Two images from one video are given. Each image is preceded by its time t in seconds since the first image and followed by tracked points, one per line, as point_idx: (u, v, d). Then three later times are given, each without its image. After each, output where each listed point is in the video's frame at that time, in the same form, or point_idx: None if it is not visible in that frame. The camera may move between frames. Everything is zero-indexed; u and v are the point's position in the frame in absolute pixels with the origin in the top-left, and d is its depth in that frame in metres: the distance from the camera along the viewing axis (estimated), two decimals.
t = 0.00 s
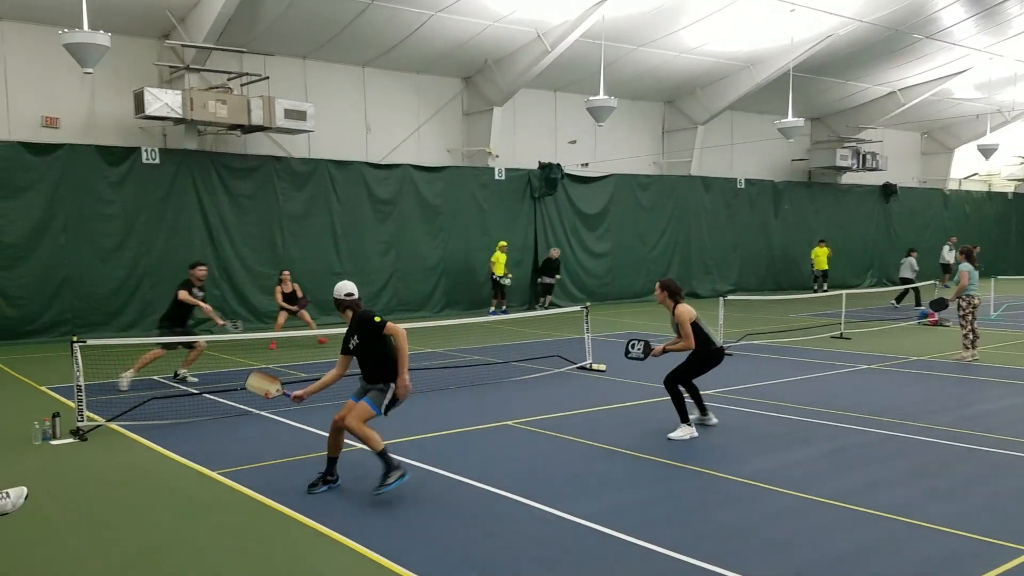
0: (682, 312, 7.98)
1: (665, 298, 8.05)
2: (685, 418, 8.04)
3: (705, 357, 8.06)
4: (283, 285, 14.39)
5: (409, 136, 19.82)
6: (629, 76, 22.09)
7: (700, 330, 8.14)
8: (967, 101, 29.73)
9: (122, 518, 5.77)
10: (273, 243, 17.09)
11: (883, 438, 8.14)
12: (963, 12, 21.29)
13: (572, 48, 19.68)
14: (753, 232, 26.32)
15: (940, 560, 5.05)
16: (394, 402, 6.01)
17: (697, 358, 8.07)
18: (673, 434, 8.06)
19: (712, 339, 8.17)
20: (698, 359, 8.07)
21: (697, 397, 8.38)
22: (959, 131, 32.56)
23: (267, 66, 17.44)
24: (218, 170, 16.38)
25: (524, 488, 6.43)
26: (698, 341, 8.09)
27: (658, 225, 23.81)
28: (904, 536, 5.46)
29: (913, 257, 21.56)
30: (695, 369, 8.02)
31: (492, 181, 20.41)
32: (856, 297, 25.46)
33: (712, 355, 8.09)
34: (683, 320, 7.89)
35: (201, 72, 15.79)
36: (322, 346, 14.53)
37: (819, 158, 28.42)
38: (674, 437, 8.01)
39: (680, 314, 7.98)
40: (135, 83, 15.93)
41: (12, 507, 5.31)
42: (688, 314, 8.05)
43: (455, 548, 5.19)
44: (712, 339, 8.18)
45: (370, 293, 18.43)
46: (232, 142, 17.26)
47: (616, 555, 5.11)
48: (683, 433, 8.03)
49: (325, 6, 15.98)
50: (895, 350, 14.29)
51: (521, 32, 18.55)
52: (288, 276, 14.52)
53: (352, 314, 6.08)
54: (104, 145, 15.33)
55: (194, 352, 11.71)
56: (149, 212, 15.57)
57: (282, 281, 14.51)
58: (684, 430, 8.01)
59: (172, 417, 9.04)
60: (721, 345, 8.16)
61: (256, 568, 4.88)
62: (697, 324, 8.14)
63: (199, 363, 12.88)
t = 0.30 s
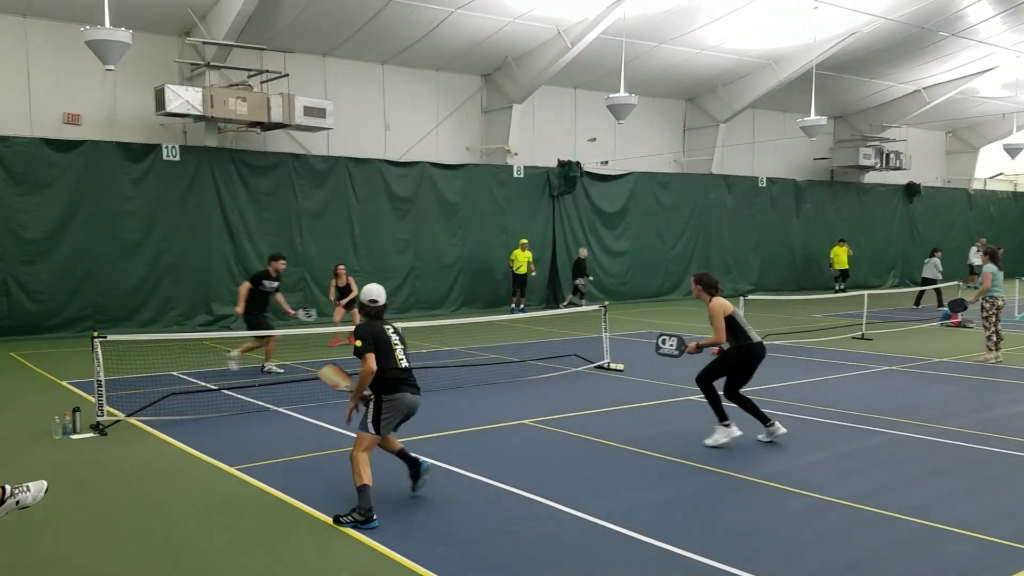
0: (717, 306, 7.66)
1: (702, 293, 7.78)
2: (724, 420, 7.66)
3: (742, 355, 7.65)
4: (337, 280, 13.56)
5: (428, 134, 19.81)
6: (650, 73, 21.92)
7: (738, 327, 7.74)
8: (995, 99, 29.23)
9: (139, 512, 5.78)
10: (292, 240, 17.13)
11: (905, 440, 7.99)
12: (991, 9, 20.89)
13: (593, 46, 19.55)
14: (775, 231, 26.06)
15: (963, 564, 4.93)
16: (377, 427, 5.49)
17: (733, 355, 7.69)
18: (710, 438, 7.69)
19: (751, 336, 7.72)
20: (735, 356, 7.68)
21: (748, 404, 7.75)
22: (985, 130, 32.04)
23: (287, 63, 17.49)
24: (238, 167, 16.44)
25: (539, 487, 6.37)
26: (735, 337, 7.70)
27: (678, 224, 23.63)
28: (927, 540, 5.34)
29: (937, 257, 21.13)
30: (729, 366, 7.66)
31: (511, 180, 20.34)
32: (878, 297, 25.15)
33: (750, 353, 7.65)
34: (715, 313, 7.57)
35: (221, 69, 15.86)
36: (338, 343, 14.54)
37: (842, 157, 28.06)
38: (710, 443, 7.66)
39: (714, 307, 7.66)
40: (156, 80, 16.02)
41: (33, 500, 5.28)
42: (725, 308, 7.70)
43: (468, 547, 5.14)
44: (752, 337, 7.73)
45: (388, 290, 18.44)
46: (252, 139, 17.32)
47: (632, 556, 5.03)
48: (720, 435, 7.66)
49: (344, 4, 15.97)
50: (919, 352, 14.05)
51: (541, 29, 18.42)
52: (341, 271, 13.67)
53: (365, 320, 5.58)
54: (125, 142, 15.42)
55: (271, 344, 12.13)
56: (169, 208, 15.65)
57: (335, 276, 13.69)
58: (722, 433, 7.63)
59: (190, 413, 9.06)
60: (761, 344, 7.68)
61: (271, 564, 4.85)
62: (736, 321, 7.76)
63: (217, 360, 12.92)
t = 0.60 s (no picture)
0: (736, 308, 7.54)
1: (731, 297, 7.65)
2: (761, 427, 7.21)
3: (757, 360, 7.43)
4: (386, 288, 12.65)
5: (443, 132, 19.73)
6: (667, 71, 21.75)
7: (757, 331, 7.53)
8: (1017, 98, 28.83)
9: (155, 509, 5.73)
10: (308, 238, 17.11)
11: (929, 440, 7.83)
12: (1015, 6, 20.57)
13: (610, 43, 19.40)
14: (792, 230, 25.83)
15: (990, 565, 4.80)
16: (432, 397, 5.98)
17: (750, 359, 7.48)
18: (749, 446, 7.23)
19: (772, 341, 7.46)
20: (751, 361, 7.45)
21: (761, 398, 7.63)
22: (1005, 128, 31.65)
23: (303, 61, 17.47)
24: (255, 165, 16.45)
25: (557, 485, 6.27)
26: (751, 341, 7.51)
27: (694, 222, 23.45)
28: (950, 539, 5.21)
29: (954, 256, 20.77)
30: (746, 370, 7.45)
31: (527, 178, 20.23)
32: (896, 296, 24.89)
33: (766, 357, 7.41)
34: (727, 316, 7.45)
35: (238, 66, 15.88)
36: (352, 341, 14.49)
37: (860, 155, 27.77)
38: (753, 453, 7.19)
39: (733, 309, 7.53)
40: (173, 77, 16.04)
41: (49, 497, 5.33)
42: (744, 311, 7.53)
43: (484, 545, 5.06)
44: (773, 342, 7.46)
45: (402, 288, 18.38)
46: (269, 137, 17.31)
47: (650, 554, 4.93)
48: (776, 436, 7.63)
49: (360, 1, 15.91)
50: (938, 351, 13.86)
51: (560, 26, 18.30)
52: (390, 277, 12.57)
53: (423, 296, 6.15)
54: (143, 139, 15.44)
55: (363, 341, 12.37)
56: (185, 205, 15.66)
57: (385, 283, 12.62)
58: (761, 440, 7.17)
59: (206, 410, 9.03)
60: (781, 348, 7.41)
61: (287, 562, 4.78)
62: (758, 324, 7.55)
63: (233, 357, 12.91)
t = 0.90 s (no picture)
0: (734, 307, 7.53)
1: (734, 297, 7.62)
2: (704, 417, 7.70)
3: (753, 358, 7.57)
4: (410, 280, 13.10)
5: (447, 131, 19.71)
6: (672, 70, 21.70)
7: (756, 333, 7.58)
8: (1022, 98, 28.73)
9: (160, 506, 5.73)
10: (312, 236, 17.11)
11: (930, 439, 7.80)
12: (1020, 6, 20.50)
13: (615, 42, 19.36)
14: (796, 229, 25.79)
15: (989, 565, 4.77)
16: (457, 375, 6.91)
17: (746, 356, 7.61)
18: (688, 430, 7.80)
19: (771, 342, 7.57)
20: (747, 358, 7.60)
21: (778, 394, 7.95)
22: (1009, 129, 31.55)
23: (309, 59, 17.46)
24: (259, 163, 16.45)
25: (557, 484, 6.26)
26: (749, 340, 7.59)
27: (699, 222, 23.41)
28: (953, 539, 5.18)
29: (958, 255, 20.67)
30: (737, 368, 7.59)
31: (531, 176, 20.21)
32: (900, 296, 24.82)
33: (762, 356, 7.56)
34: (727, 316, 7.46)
35: (243, 64, 15.87)
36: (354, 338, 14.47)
37: (864, 155, 27.73)
38: (691, 437, 7.74)
39: (732, 309, 7.54)
40: (178, 75, 16.04)
41: (51, 495, 5.41)
42: (744, 313, 7.55)
43: (485, 543, 5.04)
44: (771, 343, 7.57)
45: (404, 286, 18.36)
46: (274, 135, 17.34)
47: (652, 553, 4.91)
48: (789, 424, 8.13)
49: None
50: (941, 351, 13.82)
51: (565, 26, 18.30)
52: (417, 270, 13.07)
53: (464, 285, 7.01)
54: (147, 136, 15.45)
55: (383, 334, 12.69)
56: (190, 203, 15.67)
57: (409, 276, 13.13)
58: (698, 428, 7.72)
59: (210, 408, 9.03)
60: (780, 350, 7.53)
61: (290, 560, 4.77)
62: (757, 324, 7.59)
63: (235, 354, 12.91)
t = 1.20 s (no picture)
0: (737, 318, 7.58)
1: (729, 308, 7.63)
2: (704, 418, 7.65)
3: (755, 366, 7.61)
4: (421, 279, 13.12)
5: (448, 129, 19.68)
6: (674, 69, 21.68)
7: (760, 341, 7.68)
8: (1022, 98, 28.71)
9: (162, 505, 5.71)
10: (313, 234, 17.08)
11: (932, 438, 7.78)
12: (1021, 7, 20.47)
13: (616, 41, 19.32)
14: (796, 229, 25.77)
15: (991, 564, 4.75)
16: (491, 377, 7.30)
17: (748, 365, 7.64)
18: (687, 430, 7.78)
19: (771, 351, 7.68)
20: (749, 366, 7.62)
21: (774, 400, 7.90)
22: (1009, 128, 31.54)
23: (310, 57, 17.43)
24: (260, 161, 16.42)
25: (559, 483, 6.23)
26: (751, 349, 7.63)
27: (699, 221, 23.39)
28: (958, 538, 5.15)
29: (957, 255, 20.64)
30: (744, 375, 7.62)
31: (532, 175, 20.18)
32: (900, 295, 24.82)
33: (764, 364, 7.61)
34: (739, 325, 7.52)
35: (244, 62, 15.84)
36: (354, 337, 14.44)
37: (865, 155, 27.72)
38: (689, 434, 7.72)
39: (735, 320, 7.58)
40: (179, 73, 16.02)
41: (51, 494, 5.38)
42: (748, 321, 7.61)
43: (488, 542, 5.01)
44: (771, 352, 7.68)
45: (404, 284, 18.33)
46: (275, 133, 17.31)
47: (655, 552, 4.89)
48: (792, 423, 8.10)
49: None
50: (942, 350, 13.80)
51: (565, 25, 18.28)
52: (429, 269, 13.06)
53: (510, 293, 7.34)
54: (148, 135, 15.42)
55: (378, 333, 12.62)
56: (191, 200, 15.63)
57: (422, 275, 13.13)
58: (698, 429, 7.69)
59: (211, 406, 9.01)
60: (780, 359, 7.63)
61: (292, 559, 4.74)
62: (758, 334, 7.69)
63: (236, 353, 12.88)
